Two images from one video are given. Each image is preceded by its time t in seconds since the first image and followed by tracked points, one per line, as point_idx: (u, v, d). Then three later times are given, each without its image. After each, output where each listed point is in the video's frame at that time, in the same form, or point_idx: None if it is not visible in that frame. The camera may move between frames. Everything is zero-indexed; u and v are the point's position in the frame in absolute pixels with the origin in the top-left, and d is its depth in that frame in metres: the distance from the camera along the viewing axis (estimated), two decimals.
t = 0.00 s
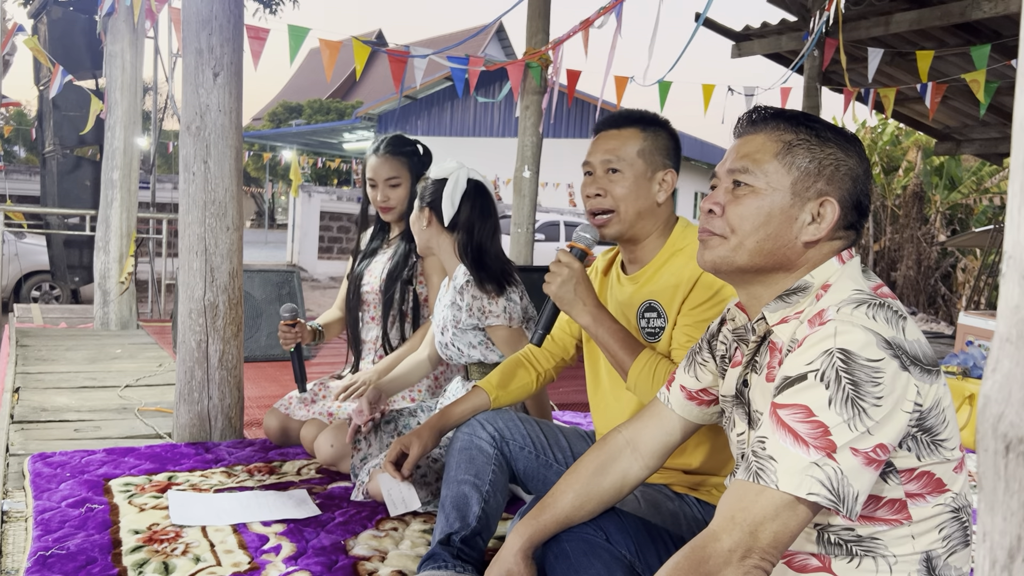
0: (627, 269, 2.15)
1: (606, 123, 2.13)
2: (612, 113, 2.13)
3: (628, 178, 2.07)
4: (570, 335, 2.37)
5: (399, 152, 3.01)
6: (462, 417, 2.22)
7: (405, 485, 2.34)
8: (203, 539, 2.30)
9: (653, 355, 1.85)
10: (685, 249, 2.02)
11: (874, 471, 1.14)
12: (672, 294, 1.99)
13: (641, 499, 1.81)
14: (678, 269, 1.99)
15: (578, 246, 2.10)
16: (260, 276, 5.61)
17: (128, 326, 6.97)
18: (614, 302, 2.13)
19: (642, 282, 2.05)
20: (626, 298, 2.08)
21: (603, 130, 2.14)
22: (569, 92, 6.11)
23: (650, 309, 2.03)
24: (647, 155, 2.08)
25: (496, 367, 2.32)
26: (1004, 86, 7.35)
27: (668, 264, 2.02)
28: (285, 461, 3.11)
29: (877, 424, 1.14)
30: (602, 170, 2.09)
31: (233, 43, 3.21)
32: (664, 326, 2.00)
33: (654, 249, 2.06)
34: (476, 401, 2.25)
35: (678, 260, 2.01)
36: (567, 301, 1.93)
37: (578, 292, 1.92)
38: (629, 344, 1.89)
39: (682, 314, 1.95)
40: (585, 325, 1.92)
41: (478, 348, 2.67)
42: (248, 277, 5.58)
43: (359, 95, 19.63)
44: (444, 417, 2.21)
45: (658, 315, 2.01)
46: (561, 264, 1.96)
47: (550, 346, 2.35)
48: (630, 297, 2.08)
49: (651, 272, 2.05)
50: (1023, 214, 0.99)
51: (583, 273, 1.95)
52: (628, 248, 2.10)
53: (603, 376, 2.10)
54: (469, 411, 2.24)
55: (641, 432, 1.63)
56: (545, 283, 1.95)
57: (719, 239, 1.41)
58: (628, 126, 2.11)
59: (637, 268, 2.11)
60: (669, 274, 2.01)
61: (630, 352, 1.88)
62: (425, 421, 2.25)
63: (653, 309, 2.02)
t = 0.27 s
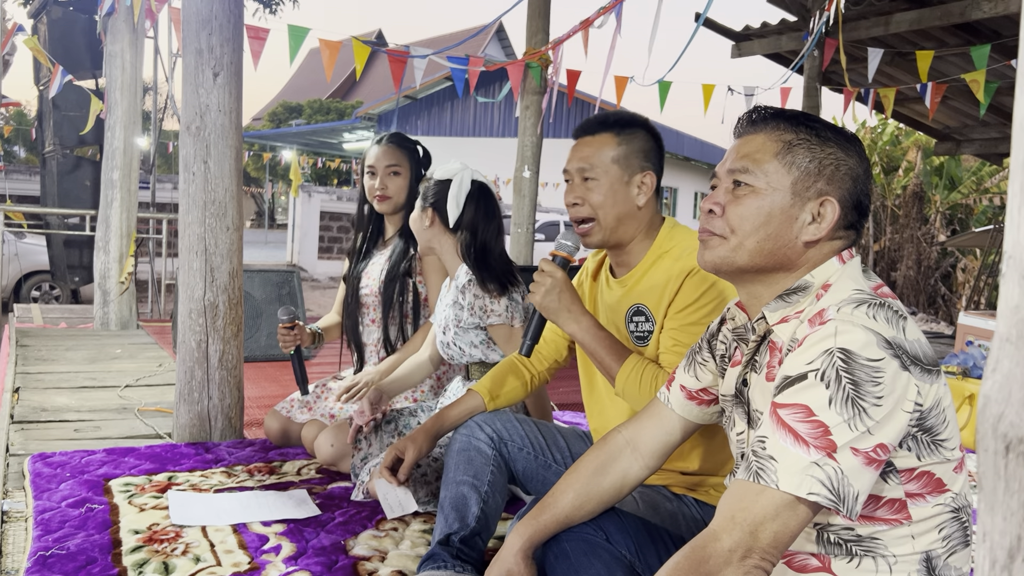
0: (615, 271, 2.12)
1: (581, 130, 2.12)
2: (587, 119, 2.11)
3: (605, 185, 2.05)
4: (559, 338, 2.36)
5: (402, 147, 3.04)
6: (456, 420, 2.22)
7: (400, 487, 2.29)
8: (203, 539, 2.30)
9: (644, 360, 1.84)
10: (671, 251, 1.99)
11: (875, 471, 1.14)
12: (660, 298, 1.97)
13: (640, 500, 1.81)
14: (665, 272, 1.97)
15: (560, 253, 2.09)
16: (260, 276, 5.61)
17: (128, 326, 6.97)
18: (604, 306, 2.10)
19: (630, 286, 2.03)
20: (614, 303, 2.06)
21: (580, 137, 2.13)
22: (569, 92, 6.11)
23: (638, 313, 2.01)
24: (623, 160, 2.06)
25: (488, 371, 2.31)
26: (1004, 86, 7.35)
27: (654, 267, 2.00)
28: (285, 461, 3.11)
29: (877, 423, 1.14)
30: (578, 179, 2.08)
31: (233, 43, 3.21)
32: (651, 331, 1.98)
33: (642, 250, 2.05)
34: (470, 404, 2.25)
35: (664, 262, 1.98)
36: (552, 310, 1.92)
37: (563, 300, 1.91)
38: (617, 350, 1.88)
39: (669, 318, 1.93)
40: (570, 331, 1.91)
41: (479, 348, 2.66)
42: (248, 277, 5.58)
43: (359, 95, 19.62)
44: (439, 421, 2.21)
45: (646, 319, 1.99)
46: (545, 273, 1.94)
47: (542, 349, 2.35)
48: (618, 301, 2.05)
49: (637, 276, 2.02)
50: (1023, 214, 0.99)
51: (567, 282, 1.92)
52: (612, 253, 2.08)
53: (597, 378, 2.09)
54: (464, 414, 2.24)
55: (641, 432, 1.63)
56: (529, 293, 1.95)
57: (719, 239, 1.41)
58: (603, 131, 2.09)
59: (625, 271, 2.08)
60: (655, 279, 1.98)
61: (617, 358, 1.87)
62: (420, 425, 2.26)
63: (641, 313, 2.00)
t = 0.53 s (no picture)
0: (611, 274, 2.12)
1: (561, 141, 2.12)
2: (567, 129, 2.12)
3: (587, 194, 2.05)
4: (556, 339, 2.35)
5: (392, 153, 3.01)
6: (455, 421, 2.23)
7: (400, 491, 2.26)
8: (203, 539, 2.30)
9: (640, 366, 1.84)
10: (665, 254, 1.99)
11: (874, 470, 1.14)
12: (655, 302, 1.97)
13: (640, 500, 1.81)
14: (659, 277, 1.96)
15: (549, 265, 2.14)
16: (260, 276, 5.60)
17: (128, 326, 6.96)
18: (600, 311, 2.10)
19: (626, 290, 2.03)
20: (611, 307, 2.06)
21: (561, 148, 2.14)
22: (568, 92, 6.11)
23: (634, 317, 2.01)
24: (603, 170, 2.05)
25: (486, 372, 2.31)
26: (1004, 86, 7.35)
27: (648, 271, 2.00)
28: (285, 461, 3.11)
29: (876, 422, 1.14)
30: (561, 191, 2.09)
31: (233, 43, 3.21)
32: (648, 335, 1.98)
33: (636, 255, 2.04)
34: (469, 405, 2.25)
35: (658, 266, 1.98)
36: (546, 321, 1.91)
37: (555, 311, 1.90)
38: (612, 357, 1.88)
39: (664, 323, 1.91)
40: (565, 341, 1.90)
41: (488, 349, 2.69)
42: (248, 277, 5.58)
43: (359, 95, 19.62)
44: (437, 422, 2.22)
45: (642, 323, 1.99)
46: (535, 286, 1.93)
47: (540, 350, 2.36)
48: (614, 305, 2.05)
49: (632, 280, 2.02)
50: None
51: (559, 293, 1.91)
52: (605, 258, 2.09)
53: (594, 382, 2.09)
54: (463, 415, 2.24)
55: (641, 431, 1.63)
56: (522, 306, 1.94)
57: (718, 241, 1.41)
58: (581, 141, 2.09)
59: (620, 275, 2.08)
60: (651, 283, 1.98)
61: (613, 366, 1.87)
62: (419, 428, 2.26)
63: (637, 317, 2.00)
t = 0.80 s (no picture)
0: (613, 275, 2.12)
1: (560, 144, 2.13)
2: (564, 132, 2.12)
3: (586, 197, 2.05)
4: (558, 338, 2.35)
5: (405, 145, 3.04)
6: (455, 421, 2.23)
7: (400, 491, 2.27)
8: (203, 539, 2.30)
9: (643, 369, 1.84)
10: (668, 256, 1.98)
11: (874, 470, 1.14)
12: (658, 304, 1.96)
13: (639, 501, 1.81)
14: (662, 279, 1.96)
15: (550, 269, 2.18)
16: (260, 277, 5.60)
17: (128, 326, 6.96)
18: (603, 313, 2.10)
19: (629, 290, 2.02)
20: (613, 308, 2.06)
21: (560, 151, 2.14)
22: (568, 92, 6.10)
23: (637, 319, 2.00)
24: (602, 172, 2.05)
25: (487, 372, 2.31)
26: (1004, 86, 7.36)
27: (651, 274, 1.99)
28: (285, 461, 3.11)
29: (876, 422, 1.14)
30: (561, 195, 2.09)
31: (233, 43, 3.21)
32: (651, 337, 1.98)
33: (637, 256, 2.04)
34: (470, 404, 2.25)
35: (661, 268, 1.98)
36: (547, 325, 1.91)
37: (557, 315, 1.90)
38: (614, 360, 1.88)
39: (667, 325, 1.91)
40: (568, 345, 1.90)
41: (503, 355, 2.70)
42: (248, 277, 5.58)
43: (359, 95, 19.62)
44: (437, 423, 2.22)
45: (645, 325, 1.98)
46: (536, 291, 1.94)
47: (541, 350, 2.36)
48: (617, 306, 2.05)
49: (636, 281, 2.02)
50: (1023, 214, 0.99)
51: (560, 296, 1.92)
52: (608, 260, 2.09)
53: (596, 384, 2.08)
54: (464, 415, 2.24)
55: (641, 431, 1.63)
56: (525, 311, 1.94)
57: (717, 244, 1.40)
58: (580, 143, 2.09)
59: (623, 276, 2.08)
60: (654, 284, 1.98)
61: (616, 369, 1.86)
62: (419, 428, 2.26)
63: (640, 319, 1.99)
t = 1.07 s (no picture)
0: (616, 274, 2.12)
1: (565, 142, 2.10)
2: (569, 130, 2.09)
3: (591, 197, 2.03)
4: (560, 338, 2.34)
5: (410, 150, 3.00)
6: (456, 421, 2.22)
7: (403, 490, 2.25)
8: (203, 539, 2.30)
9: (644, 369, 1.84)
10: (673, 257, 1.98)
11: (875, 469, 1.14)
12: (662, 305, 1.96)
13: (639, 500, 1.81)
14: (666, 280, 1.96)
15: (555, 267, 2.24)
16: (260, 277, 5.60)
17: (128, 326, 6.96)
18: (606, 312, 2.10)
19: (632, 290, 2.02)
20: (616, 308, 2.06)
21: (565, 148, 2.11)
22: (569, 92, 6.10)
23: (640, 319, 2.00)
24: (607, 171, 2.03)
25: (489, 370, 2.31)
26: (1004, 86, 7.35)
27: (655, 273, 1.99)
28: (285, 461, 3.11)
29: (878, 422, 1.14)
30: (565, 194, 2.07)
31: (233, 43, 3.21)
32: (653, 338, 1.98)
33: (641, 256, 2.03)
34: (470, 404, 2.25)
35: (666, 269, 1.97)
36: (551, 323, 1.91)
37: (560, 314, 1.91)
38: (617, 360, 1.88)
39: (671, 326, 1.91)
40: (571, 344, 1.90)
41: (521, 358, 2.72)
42: (248, 277, 5.58)
43: (359, 95, 19.62)
44: (437, 423, 2.22)
45: (648, 325, 1.98)
46: (539, 289, 1.94)
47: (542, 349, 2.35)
48: (621, 305, 2.05)
49: (639, 281, 2.01)
50: (1023, 213, 0.99)
51: (564, 295, 1.92)
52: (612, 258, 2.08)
53: (597, 384, 2.08)
54: (464, 415, 2.24)
55: (641, 431, 1.63)
56: (527, 309, 1.94)
57: (718, 255, 1.41)
58: (584, 142, 2.06)
59: (626, 275, 2.08)
60: (658, 284, 1.97)
61: (619, 369, 1.86)
62: (420, 428, 2.26)
63: (643, 320, 1.99)
